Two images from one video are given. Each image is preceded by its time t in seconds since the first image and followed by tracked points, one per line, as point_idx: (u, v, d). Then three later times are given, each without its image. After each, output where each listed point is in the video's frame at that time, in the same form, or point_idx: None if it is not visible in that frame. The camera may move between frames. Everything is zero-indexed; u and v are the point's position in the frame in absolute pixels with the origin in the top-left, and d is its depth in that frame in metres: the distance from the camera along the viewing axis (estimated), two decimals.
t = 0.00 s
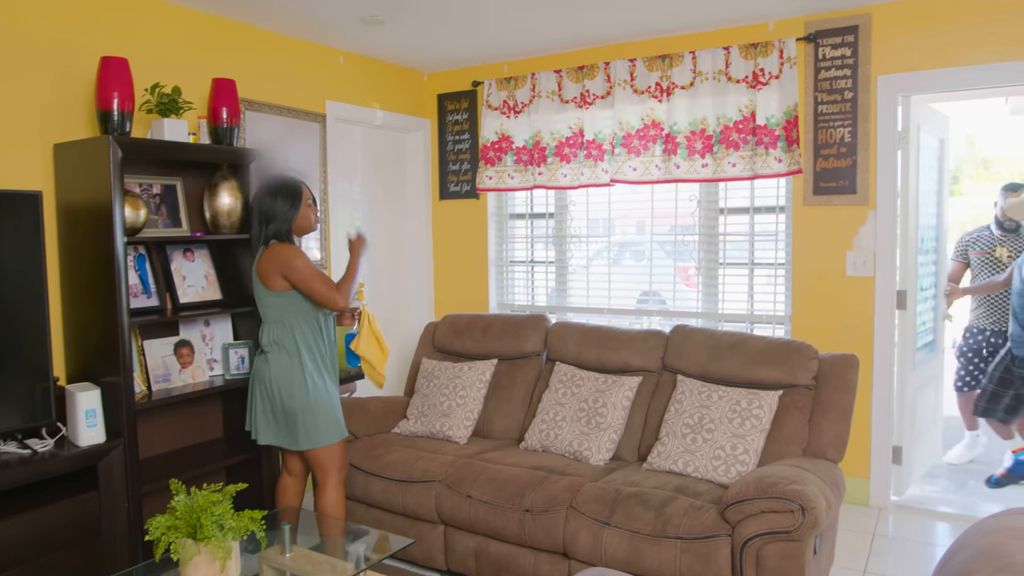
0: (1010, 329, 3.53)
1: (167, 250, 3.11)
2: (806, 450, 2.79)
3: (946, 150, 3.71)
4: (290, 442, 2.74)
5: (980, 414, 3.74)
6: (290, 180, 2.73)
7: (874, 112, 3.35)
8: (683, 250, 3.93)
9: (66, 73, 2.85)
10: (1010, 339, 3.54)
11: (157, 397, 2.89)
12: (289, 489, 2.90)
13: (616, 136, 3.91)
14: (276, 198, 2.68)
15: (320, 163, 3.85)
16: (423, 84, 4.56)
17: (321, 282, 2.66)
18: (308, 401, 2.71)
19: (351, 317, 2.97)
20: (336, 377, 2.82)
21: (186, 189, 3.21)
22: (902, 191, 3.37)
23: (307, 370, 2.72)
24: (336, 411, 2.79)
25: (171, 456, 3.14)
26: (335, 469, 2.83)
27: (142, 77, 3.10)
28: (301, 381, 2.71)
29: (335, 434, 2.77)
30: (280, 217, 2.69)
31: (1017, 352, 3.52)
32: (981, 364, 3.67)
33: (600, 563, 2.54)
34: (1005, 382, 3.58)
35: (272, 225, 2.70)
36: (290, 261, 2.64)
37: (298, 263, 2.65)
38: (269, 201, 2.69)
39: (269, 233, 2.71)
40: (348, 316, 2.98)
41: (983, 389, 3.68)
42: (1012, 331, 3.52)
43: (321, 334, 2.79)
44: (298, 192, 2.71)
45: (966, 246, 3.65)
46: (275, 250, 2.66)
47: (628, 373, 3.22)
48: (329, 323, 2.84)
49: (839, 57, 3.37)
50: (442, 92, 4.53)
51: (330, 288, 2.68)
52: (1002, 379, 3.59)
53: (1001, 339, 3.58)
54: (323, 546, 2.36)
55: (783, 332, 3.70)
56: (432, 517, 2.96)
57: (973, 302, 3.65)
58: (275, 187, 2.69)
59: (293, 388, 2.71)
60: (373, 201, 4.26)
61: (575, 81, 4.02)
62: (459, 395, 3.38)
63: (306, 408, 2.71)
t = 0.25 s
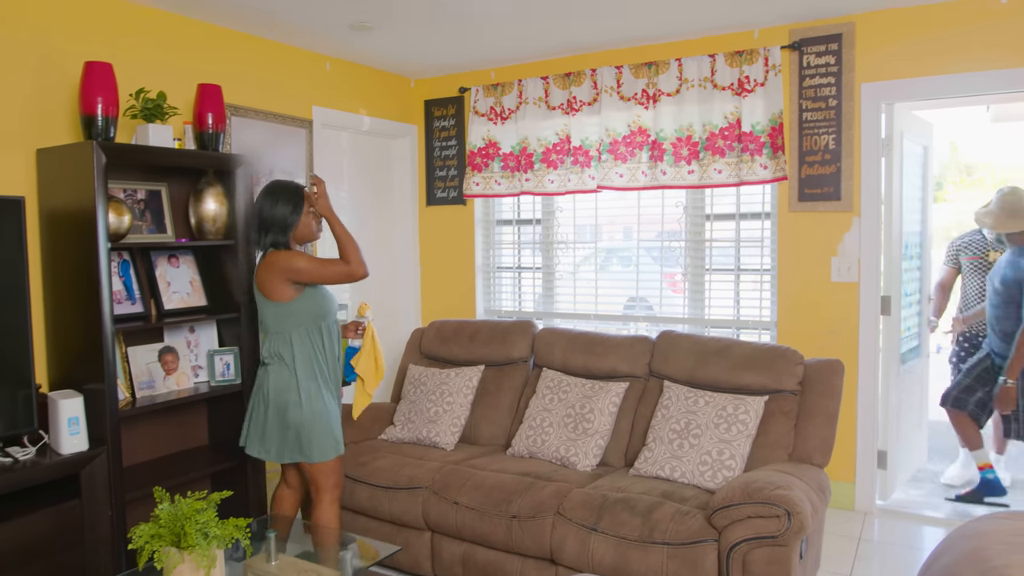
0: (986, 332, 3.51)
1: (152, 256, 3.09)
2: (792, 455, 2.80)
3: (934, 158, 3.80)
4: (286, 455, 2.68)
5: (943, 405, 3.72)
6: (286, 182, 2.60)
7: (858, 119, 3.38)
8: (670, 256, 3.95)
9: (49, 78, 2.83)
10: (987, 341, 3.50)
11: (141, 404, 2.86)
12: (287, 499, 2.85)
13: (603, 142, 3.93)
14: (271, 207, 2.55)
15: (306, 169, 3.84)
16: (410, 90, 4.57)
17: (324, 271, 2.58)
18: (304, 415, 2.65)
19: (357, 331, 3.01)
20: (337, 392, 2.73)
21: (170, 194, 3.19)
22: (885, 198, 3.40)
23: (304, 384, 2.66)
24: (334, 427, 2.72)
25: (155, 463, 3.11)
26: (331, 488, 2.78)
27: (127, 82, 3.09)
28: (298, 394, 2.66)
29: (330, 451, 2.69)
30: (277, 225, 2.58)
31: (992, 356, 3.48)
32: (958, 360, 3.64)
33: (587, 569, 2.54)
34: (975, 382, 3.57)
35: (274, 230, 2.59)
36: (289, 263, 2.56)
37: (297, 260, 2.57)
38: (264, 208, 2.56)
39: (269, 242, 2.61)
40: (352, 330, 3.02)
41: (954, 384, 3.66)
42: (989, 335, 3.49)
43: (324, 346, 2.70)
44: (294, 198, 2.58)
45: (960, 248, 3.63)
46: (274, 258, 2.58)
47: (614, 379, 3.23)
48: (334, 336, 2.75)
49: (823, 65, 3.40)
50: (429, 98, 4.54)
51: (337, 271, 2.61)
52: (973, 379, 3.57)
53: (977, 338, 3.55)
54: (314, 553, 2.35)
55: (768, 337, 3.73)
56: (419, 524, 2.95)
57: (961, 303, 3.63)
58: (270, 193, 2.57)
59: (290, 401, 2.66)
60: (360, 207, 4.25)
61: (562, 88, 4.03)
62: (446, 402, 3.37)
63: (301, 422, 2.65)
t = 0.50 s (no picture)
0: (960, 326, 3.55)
1: (139, 259, 3.08)
2: (780, 456, 2.81)
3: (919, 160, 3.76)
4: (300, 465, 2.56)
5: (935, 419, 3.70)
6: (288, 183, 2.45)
7: (845, 122, 3.40)
8: (659, 259, 3.96)
9: (36, 80, 2.81)
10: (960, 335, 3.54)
11: (128, 407, 2.84)
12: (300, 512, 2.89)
13: (592, 145, 3.94)
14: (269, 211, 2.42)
15: (295, 171, 3.83)
16: (400, 92, 4.57)
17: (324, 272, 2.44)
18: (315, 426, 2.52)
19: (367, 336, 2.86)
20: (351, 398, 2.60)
21: (158, 196, 3.18)
22: (872, 201, 3.42)
23: (316, 395, 2.52)
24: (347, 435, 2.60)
25: (142, 467, 3.09)
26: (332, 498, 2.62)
27: (115, 84, 3.07)
28: (309, 405, 2.51)
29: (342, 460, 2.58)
30: (279, 228, 2.44)
31: (965, 354, 3.50)
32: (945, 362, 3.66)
33: (576, 571, 2.54)
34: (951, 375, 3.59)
35: (275, 232, 2.44)
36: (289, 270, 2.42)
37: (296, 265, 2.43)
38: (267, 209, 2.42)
39: (274, 247, 2.48)
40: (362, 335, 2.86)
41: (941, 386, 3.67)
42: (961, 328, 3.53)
43: (337, 349, 2.56)
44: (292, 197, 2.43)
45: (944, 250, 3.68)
46: (279, 261, 2.43)
47: (604, 381, 3.23)
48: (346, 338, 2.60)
49: (811, 68, 3.42)
50: (419, 100, 4.54)
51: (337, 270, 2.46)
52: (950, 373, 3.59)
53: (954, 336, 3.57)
54: (308, 558, 2.31)
55: (757, 339, 3.75)
56: (408, 527, 2.94)
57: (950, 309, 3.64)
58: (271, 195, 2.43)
59: (301, 411, 2.52)
60: (349, 209, 4.24)
61: (552, 91, 4.04)
62: (435, 404, 3.37)
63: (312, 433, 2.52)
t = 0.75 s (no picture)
0: (947, 316, 3.56)
1: (127, 260, 3.06)
2: (770, 457, 2.81)
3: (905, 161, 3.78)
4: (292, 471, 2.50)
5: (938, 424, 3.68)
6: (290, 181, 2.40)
7: (834, 124, 3.42)
8: (650, 260, 3.97)
9: (23, 80, 2.79)
10: (951, 326, 3.54)
11: (116, 410, 2.82)
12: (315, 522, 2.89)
13: (582, 146, 3.94)
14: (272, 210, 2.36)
15: (285, 172, 3.82)
16: (390, 93, 4.56)
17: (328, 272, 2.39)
18: (305, 433, 2.45)
19: (376, 338, 2.76)
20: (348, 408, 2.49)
21: (147, 197, 3.16)
22: (860, 202, 3.44)
23: (308, 401, 2.44)
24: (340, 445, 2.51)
25: (130, 470, 3.07)
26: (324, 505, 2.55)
27: (102, 84, 3.05)
28: (301, 410, 2.45)
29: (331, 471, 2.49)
30: (283, 228, 2.37)
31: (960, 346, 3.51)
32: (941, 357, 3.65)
33: (566, 572, 2.54)
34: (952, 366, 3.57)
35: (279, 231, 2.39)
36: (293, 271, 2.37)
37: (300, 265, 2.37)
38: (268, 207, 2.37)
39: (278, 247, 2.42)
40: (371, 337, 2.76)
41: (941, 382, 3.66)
42: (951, 316, 3.53)
43: (337, 356, 2.48)
44: (296, 195, 2.37)
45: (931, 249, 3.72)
46: (283, 261, 2.38)
47: (594, 382, 3.24)
48: (349, 344, 2.52)
49: (800, 70, 3.44)
50: (409, 101, 4.53)
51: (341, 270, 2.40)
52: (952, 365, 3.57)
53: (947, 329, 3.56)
54: (298, 561, 2.29)
55: (747, 340, 3.76)
56: (399, 529, 2.93)
57: (938, 302, 3.68)
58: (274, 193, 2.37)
59: (293, 416, 2.46)
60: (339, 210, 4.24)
61: (542, 92, 4.04)
62: (425, 406, 3.36)
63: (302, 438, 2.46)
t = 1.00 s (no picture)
0: (938, 321, 3.51)
1: (114, 260, 3.04)
2: (758, 456, 2.82)
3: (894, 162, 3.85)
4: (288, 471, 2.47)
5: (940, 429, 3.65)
6: (308, 184, 2.38)
7: (822, 125, 3.44)
8: (639, 260, 3.98)
9: (8, 79, 2.76)
10: (939, 330, 3.50)
11: (102, 411, 2.80)
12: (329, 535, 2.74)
13: (571, 147, 3.95)
14: (287, 211, 2.35)
15: (274, 172, 3.80)
16: (379, 93, 4.55)
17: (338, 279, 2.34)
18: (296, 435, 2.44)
19: (388, 345, 2.80)
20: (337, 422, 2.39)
21: (134, 197, 3.14)
22: (848, 203, 3.46)
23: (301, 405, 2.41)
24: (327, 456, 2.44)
25: (117, 472, 3.05)
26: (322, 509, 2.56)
27: (89, 83, 3.03)
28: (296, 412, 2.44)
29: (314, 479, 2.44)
30: (299, 231, 2.35)
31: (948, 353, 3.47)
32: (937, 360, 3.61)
33: (556, 572, 2.54)
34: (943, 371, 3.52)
35: (292, 235, 2.36)
36: (301, 274, 2.34)
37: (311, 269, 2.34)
38: (281, 210, 2.36)
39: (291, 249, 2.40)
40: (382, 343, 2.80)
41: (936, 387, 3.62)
42: (941, 321, 3.49)
43: (337, 367, 2.40)
44: (312, 198, 2.35)
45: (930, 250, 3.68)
46: (291, 263, 2.36)
47: (583, 382, 3.24)
48: (357, 353, 2.44)
49: (788, 71, 3.46)
50: (398, 101, 4.52)
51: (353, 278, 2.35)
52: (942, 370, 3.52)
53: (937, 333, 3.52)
54: (287, 562, 2.27)
55: (736, 340, 3.78)
56: (388, 529, 2.93)
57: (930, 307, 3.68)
58: (288, 194, 2.36)
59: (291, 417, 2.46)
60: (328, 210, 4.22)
61: (531, 92, 4.04)
62: (415, 406, 3.36)
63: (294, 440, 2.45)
